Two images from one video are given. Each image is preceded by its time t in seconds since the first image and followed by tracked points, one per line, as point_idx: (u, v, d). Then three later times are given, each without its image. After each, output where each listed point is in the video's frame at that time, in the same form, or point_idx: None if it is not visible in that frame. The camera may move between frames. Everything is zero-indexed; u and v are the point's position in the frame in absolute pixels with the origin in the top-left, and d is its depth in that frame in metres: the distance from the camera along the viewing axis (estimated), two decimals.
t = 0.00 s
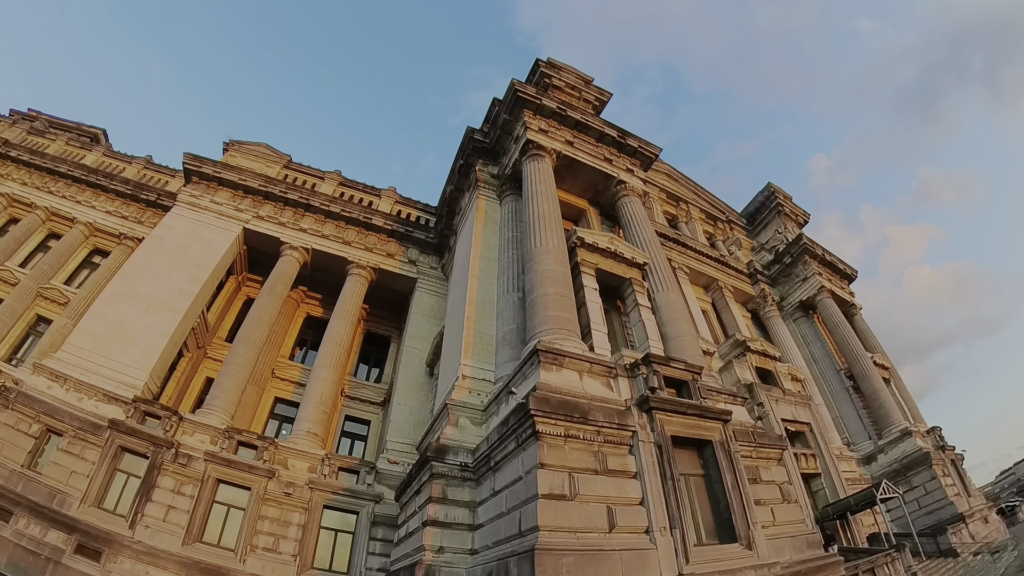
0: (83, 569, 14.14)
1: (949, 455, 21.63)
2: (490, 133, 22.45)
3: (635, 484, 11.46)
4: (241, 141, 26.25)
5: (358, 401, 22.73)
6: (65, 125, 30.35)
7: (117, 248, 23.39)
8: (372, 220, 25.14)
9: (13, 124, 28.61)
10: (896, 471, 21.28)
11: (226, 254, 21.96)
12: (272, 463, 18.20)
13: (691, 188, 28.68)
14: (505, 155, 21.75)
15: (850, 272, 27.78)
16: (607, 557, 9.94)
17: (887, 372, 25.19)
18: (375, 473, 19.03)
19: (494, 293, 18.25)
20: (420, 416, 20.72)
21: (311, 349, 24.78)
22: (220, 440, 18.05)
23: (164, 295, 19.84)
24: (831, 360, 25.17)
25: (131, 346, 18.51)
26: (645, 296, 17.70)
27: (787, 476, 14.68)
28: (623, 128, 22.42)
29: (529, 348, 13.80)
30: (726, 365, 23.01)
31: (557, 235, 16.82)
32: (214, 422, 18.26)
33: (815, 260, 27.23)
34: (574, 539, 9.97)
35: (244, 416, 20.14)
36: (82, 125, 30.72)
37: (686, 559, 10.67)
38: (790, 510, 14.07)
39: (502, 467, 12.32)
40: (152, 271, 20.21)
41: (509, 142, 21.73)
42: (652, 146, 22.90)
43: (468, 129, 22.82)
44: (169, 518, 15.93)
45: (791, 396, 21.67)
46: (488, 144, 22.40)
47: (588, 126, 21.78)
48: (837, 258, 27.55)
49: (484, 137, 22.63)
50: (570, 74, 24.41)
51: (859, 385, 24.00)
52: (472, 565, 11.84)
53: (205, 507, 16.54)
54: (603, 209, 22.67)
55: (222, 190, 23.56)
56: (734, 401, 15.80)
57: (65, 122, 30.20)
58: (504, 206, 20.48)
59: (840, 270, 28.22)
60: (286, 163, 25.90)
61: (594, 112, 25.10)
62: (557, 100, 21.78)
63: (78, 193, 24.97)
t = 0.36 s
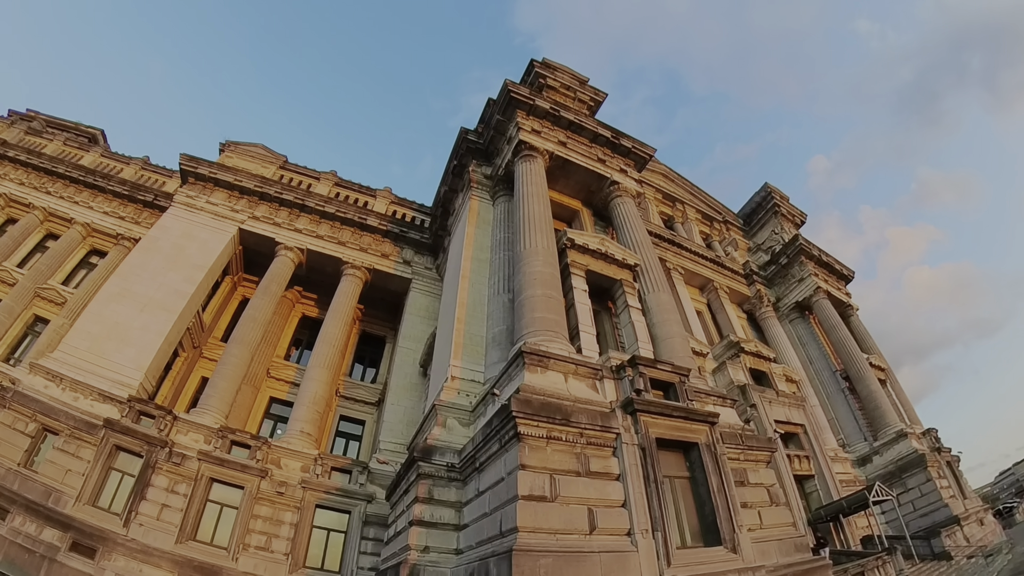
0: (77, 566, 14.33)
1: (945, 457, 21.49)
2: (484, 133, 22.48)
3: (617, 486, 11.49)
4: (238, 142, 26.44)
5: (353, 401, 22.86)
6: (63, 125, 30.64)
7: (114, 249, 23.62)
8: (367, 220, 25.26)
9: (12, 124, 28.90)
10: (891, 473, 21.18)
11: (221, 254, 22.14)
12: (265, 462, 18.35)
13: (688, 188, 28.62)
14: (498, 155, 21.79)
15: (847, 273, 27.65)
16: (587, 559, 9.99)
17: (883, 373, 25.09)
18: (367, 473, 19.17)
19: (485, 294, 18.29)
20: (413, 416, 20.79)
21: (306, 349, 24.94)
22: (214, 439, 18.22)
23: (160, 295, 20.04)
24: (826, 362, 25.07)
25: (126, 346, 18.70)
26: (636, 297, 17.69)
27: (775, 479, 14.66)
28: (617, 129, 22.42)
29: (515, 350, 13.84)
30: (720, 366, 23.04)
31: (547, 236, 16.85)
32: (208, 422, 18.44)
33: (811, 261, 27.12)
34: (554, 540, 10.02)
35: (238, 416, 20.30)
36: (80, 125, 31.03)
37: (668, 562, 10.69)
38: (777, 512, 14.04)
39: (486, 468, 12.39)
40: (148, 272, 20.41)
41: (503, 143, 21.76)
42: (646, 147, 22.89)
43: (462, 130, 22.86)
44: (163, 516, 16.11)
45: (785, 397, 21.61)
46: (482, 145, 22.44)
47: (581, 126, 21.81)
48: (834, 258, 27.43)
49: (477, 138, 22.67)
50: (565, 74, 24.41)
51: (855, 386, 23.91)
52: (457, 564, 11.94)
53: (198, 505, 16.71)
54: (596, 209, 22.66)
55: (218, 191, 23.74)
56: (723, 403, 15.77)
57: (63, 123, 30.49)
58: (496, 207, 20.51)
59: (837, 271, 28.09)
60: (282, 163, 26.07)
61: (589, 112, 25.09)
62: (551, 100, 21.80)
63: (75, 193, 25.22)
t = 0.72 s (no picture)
0: (71, 563, 14.51)
1: (942, 459, 21.32)
2: (477, 134, 22.51)
3: (599, 488, 11.47)
4: (233, 142, 26.62)
5: (347, 400, 22.97)
6: (61, 125, 30.94)
7: (111, 249, 23.86)
8: (361, 220, 25.35)
9: (10, 124, 29.16)
10: (886, 475, 21.04)
11: (217, 254, 22.31)
12: (258, 461, 18.47)
13: (685, 188, 28.55)
14: (491, 156, 21.82)
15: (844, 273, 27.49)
16: (565, 560, 10.01)
17: (879, 374, 24.95)
18: (359, 472, 19.34)
19: (475, 294, 18.33)
20: (406, 416, 20.84)
21: (301, 348, 25.09)
22: (207, 438, 18.37)
23: (155, 295, 20.22)
24: (822, 363, 24.93)
25: (121, 345, 18.90)
26: (626, 298, 17.65)
27: (763, 481, 14.59)
28: (610, 129, 22.40)
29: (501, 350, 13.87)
30: (714, 367, 23.00)
31: (537, 236, 16.87)
32: (201, 421, 18.59)
33: (807, 261, 26.99)
34: (532, 541, 10.05)
35: (233, 415, 20.46)
36: (78, 125, 31.35)
37: (648, 565, 10.68)
38: (765, 515, 13.97)
39: (469, 468, 12.46)
40: (144, 272, 20.60)
41: (496, 143, 21.78)
42: (640, 146, 22.85)
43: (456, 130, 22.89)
44: (156, 514, 16.28)
45: (779, 398, 21.52)
46: (475, 145, 22.45)
47: (574, 126, 21.81)
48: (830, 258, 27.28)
49: (471, 138, 22.69)
50: (560, 74, 24.40)
51: (850, 387, 23.78)
52: (440, 564, 11.99)
53: (191, 503, 16.88)
54: (589, 209, 22.62)
55: (214, 191, 23.91)
56: (712, 404, 15.71)
57: (61, 123, 30.77)
58: (488, 207, 20.54)
59: (833, 271, 27.95)
60: (277, 164, 26.23)
61: (584, 112, 25.07)
62: (544, 100, 21.80)
63: (73, 193, 25.46)
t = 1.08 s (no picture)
0: (65, 559, 14.71)
1: (937, 459, 21.19)
2: (471, 134, 22.55)
3: (582, 488, 11.49)
4: (230, 142, 26.82)
5: (341, 400, 23.11)
6: (59, 125, 31.25)
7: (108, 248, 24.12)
8: (356, 220, 25.47)
9: (8, 124, 29.44)
10: (881, 475, 20.93)
11: (212, 254, 22.50)
12: (250, 459, 18.61)
13: (681, 188, 28.52)
14: (485, 156, 21.88)
15: (840, 273, 27.36)
16: (544, 559, 10.05)
17: (875, 374, 24.82)
18: (351, 470, 19.49)
19: (466, 294, 18.39)
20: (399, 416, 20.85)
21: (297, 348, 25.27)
22: (201, 436, 18.54)
23: (151, 294, 20.42)
24: (817, 363, 24.83)
25: (117, 344, 19.09)
26: (616, 298, 17.64)
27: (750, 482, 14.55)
28: (604, 128, 22.42)
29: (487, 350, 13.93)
30: (708, 367, 22.96)
31: (526, 236, 16.91)
32: (195, 419, 18.77)
33: (804, 261, 26.88)
34: (511, 540, 10.10)
35: (227, 413, 20.62)
36: (77, 125, 31.67)
37: (630, 565, 10.68)
38: (753, 517, 13.89)
39: (454, 467, 12.53)
40: (139, 271, 20.79)
41: (489, 142, 21.82)
42: (633, 146, 22.85)
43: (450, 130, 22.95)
44: (150, 511, 16.47)
45: (773, 398, 21.44)
46: (469, 145, 22.51)
47: (568, 126, 21.84)
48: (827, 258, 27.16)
49: (465, 138, 22.75)
50: (554, 74, 24.42)
51: (846, 388, 23.67)
52: (424, 562, 12.09)
53: (184, 501, 17.07)
54: (583, 209, 22.62)
55: (210, 191, 24.10)
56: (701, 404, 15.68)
57: (59, 123, 31.06)
58: (481, 207, 20.61)
59: (830, 271, 27.83)
60: (274, 164, 26.42)
61: (579, 111, 25.08)
62: (537, 100, 21.83)
63: (71, 193, 25.73)
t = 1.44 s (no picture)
0: (60, 556, 14.88)
1: (934, 461, 21.02)
2: (465, 134, 22.59)
3: (566, 489, 11.50)
4: (226, 143, 27.00)
5: (336, 399, 23.22)
6: (57, 125, 31.51)
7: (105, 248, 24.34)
8: (351, 220, 25.58)
9: (6, 125, 29.71)
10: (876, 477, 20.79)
11: (208, 254, 22.66)
12: (244, 458, 18.75)
13: (678, 188, 28.51)
14: (478, 156, 21.91)
15: (837, 273, 27.24)
16: (524, 561, 10.07)
17: (872, 376, 24.68)
18: (344, 470, 19.61)
19: (457, 294, 18.43)
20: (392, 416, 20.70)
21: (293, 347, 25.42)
22: (195, 435, 18.68)
23: (147, 294, 20.60)
24: (814, 364, 24.71)
25: (112, 344, 19.26)
26: (607, 298, 17.62)
27: (739, 484, 14.50)
28: (598, 129, 22.43)
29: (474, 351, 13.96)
30: (702, 368, 22.93)
31: (517, 237, 16.93)
32: (189, 419, 18.92)
33: (800, 261, 26.78)
34: (491, 540, 10.13)
35: (222, 413, 20.75)
36: (74, 125, 31.93)
37: (612, 568, 10.68)
38: (741, 519, 13.81)
39: (439, 467, 12.59)
40: (135, 271, 20.97)
41: (482, 143, 21.85)
42: (628, 147, 22.85)
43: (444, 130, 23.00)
44: (144, 510, 16.63)
45: (767, 399, 21.36)
46: (462, 146, 22.55)
47: (562, 126, 21.84)
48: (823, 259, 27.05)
49: (458, 138, 22.79)
50: (549, 74, 24.41)
51: (842, 389, 23.52)
52: (409, 561, 12.15)
53: (178, 499, 17.22)
54: (576, 209, 22.60)
55: (206, 191, 24.27)
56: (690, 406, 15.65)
57: (57, 123, 31.33)
58: (474, 207, 20.66)
59: (826, 271, 27.73)
60: (270, 164, 26.56)
61: (574, 111, 25.06)
62: (531, 100, 21.85)
63: (68, 193, 25.96)
